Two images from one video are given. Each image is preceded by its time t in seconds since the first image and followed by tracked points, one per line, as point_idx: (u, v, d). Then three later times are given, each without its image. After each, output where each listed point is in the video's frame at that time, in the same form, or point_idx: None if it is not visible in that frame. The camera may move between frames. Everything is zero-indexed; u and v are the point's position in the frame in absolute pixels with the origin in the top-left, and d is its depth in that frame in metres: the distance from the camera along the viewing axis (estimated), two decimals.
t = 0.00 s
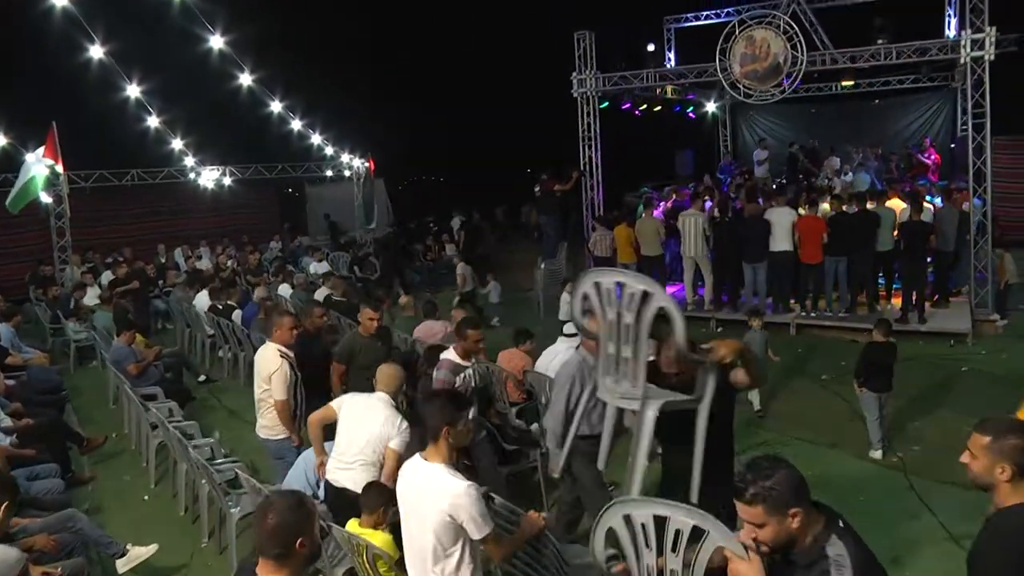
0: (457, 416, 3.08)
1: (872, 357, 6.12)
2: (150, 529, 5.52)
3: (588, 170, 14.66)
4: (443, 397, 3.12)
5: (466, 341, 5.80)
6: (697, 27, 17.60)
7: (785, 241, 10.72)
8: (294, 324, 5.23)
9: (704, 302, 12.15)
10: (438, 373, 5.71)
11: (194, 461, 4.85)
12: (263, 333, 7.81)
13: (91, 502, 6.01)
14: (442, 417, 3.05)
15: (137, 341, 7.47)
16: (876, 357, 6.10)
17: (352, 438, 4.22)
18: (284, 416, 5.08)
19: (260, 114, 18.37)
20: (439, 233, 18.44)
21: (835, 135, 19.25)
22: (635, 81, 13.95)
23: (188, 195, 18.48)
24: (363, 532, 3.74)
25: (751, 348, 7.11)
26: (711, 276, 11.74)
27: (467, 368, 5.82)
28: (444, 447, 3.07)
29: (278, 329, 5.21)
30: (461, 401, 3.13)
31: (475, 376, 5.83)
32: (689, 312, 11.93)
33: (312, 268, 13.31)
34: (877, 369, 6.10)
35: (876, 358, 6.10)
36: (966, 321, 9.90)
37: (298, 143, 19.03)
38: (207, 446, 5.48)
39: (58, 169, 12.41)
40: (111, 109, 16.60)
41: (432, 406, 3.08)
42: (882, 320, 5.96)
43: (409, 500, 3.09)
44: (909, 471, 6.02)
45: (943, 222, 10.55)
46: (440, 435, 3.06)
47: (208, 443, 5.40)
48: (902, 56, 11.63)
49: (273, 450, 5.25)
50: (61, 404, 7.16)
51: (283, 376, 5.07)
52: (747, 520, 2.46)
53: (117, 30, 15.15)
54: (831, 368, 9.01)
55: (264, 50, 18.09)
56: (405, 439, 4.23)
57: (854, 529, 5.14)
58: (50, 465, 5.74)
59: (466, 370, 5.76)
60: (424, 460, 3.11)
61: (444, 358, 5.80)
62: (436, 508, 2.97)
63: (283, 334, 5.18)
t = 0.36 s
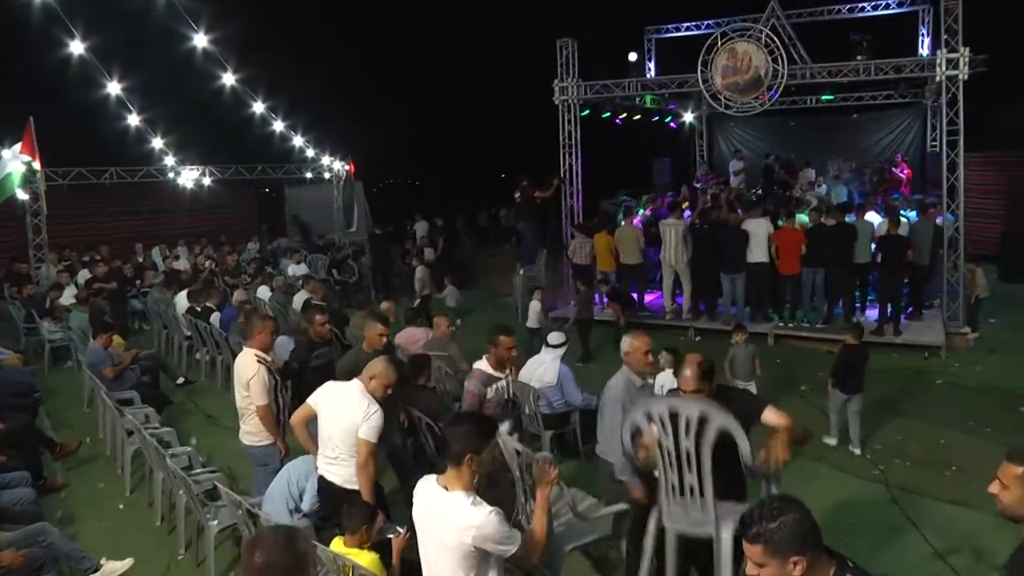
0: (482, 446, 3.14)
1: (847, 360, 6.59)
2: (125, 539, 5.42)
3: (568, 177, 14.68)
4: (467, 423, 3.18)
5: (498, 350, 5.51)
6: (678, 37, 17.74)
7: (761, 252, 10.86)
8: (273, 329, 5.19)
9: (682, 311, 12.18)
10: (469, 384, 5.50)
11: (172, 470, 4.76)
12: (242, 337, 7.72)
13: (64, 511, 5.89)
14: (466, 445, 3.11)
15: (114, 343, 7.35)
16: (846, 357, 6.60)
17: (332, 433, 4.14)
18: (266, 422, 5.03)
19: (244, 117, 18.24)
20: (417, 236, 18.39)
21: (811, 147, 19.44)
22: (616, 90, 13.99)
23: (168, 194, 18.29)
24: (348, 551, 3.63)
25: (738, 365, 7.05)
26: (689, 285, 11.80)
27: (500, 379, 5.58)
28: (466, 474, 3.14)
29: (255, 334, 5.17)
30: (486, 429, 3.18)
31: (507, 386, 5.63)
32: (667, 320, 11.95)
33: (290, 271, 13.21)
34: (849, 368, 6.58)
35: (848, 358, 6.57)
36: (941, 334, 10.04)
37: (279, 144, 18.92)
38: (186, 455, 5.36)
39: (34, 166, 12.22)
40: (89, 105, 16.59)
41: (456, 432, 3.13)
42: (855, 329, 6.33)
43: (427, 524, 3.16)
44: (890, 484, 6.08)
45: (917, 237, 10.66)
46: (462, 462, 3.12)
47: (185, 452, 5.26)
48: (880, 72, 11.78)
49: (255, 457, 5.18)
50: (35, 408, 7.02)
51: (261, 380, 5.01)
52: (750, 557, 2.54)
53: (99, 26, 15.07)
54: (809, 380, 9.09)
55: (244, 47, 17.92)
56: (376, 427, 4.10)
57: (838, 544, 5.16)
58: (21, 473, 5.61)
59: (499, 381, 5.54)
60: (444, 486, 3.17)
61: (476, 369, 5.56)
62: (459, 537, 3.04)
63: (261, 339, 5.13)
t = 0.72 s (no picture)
0: (470, 475, 3.06)
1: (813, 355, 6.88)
2: (92, 564, 5.15)
3: (545, 180, 14.53)
4: (453, 452, 3.11)
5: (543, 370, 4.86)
6: (653, 40, 17.70)
7: (741, 255, 10.76)
8: (247, 338, 4.94)
9: (661, 315, 12.03)
10: (516, 413, 4.94)
11: (143, 492, 4.50)
12: (215, 348, 7.46)
13: (28, 534, 5.60)
14: (449, 475, 3.06)
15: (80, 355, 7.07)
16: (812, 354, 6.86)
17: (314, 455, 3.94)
18: (243, 435, 4.79)
19: (214, 118, 17.95)
20: (391, 241, 18.16)
21: (786, 150, 19.47)
22: (593, 92, 13.87)
23: (136, 198, 17.87)
24: None
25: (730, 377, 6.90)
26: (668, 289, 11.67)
27: (549, 400, 5.01)
28: (456, 504, 3.05)
29: (230, 342, 4.93)
30: (476, 457, 3.10)
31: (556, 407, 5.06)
32: (647, 325, 11.79)
33: (263, 276, 12.92)
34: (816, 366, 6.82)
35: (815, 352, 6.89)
36: (921, 337, 10.04)
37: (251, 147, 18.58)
38: (158, 474, 5.10)
39: None
40: (55, 107, 16.15)
41: (444, 462, 3.08)
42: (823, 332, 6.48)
43: (421, 562, 3.02)
44: (883, 494, 6.00)
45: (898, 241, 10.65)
46: (446, 493, 3.07)
47: (157, 472, 5.00)
48: (857, 76, 11.79)
49: (233, 475, 4.93)
50: None
51: (236, 390, 4.78)
52: None
53: (62, 23, 14.74)
54: (792, 386, 9.02)
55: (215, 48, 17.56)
56: (353, 452, 3.81)
57: (835, 559, 5.05)
58: None
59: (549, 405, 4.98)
60: (435, 517, 3.07)
61: (521, 395, 5.00)
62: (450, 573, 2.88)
63: (236, 349, 4.90)
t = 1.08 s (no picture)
0: (469, 497, 2.86)
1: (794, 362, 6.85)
2: None
3: (522, 183, 14.36)
4: (446, 472, 2.93)
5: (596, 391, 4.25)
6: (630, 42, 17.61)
7: (724, 260, 10.67)
8: (236, 361, 4.83)
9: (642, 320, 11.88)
10: (568, 437, 4.21)
11: (114, 518, 4.25)
12: (187, 359, 7.19)
13: None
14: (440, 498, 2.87)
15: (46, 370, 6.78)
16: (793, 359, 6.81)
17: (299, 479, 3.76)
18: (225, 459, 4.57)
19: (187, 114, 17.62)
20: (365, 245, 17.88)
21: (762, 153, 19.46)
22: (570, 94, 13.71)
23: (104, 202, 17.43)
24: None
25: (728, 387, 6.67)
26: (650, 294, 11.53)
27: (601, 425, 4.34)
28: (448, 530, 2.86)
29: (220, 362, 4.79)
30: (474, 482, 2.90)
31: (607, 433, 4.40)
32: (628, 330, 11.61)
33: (235, 283, 12.61)
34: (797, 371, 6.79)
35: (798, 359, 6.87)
36: (903, 340, 10.00)
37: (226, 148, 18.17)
38: (130, 497, 4.86)
39: None
40: (17, 109, 15.46)
41: (434, 484, 2.89)
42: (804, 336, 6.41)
43: None
44: (876, 503, 5.92)
45: (880, 245, 10.60)
46: (439, 517, 2.88)
47: (128, 494, 4.75)
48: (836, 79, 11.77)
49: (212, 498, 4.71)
50: None
51: (221, 411, 4.55)
52: None
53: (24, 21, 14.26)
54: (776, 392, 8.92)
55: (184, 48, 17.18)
56: (337, 478, 3.60)
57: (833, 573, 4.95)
58: None
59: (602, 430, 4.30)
60: (427, 544, 2.88)
61: (571, 417, 4.29)
62: None
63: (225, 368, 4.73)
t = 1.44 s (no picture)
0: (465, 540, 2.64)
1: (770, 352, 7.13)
2: None
3: (499, 187, 14.18)
4: (446, 513, 2.72)
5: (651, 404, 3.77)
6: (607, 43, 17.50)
7: (707, 265, 10.62)
8: (239, 376, 4.49)
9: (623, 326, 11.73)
10: (620, 453, 3.72)
11: (81, 546, 4.00)
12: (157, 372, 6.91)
13: None
14: (442, 540, 2.65)
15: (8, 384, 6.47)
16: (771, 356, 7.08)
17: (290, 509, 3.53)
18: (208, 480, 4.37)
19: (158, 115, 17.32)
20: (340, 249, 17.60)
21: (739, 155, 19.47)
22: (548, 97, 13.55)
23: (71, 206, 17.00)
24: None
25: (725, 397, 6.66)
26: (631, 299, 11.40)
27: (660, 444, 3.85)
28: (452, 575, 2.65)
29: (219, 382, 4.52)
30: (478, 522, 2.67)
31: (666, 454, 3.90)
32: (609, 336, 11.46)
33: (207, 289, 12.29)
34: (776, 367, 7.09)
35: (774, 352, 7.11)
36: (886, 344, 9.96)
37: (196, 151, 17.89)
38: (98, 523, 4.60)
39: None
40: None
41: (434, 525, 2.68)
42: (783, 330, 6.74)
43: None
44: (871, 514, 5.81)
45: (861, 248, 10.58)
46: (441, 560, 2.67)
47: (97, 519, 4.50)
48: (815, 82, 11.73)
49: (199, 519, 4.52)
50: None
51: (203, 433, 4.36)
52: None
53: None
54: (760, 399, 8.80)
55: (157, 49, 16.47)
56: (339, 504, 3.43)
57: None
58: None
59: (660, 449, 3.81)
60: None
61: (627, 432, 3.81)
62: None
63: (223, 388, 4.47)
